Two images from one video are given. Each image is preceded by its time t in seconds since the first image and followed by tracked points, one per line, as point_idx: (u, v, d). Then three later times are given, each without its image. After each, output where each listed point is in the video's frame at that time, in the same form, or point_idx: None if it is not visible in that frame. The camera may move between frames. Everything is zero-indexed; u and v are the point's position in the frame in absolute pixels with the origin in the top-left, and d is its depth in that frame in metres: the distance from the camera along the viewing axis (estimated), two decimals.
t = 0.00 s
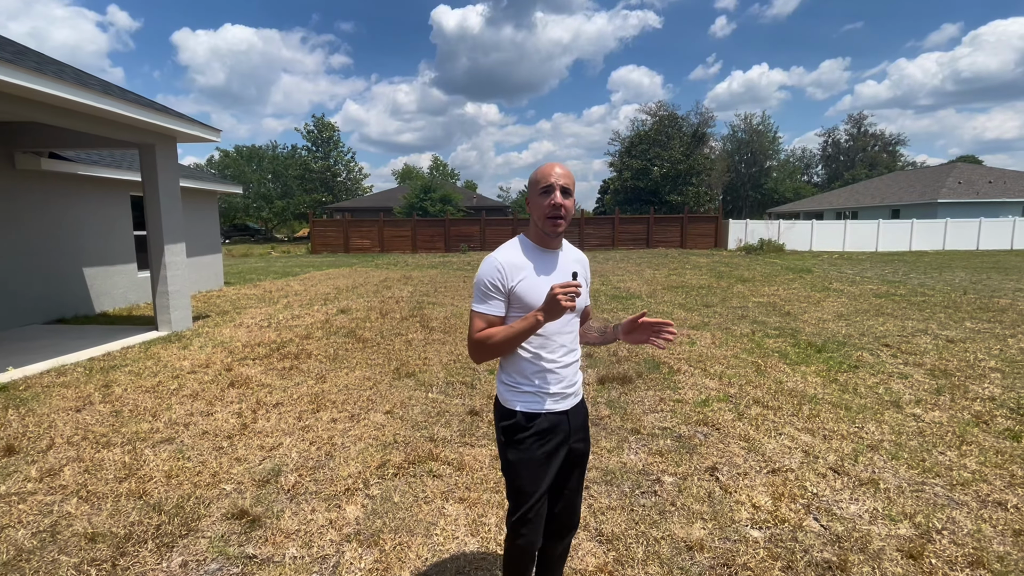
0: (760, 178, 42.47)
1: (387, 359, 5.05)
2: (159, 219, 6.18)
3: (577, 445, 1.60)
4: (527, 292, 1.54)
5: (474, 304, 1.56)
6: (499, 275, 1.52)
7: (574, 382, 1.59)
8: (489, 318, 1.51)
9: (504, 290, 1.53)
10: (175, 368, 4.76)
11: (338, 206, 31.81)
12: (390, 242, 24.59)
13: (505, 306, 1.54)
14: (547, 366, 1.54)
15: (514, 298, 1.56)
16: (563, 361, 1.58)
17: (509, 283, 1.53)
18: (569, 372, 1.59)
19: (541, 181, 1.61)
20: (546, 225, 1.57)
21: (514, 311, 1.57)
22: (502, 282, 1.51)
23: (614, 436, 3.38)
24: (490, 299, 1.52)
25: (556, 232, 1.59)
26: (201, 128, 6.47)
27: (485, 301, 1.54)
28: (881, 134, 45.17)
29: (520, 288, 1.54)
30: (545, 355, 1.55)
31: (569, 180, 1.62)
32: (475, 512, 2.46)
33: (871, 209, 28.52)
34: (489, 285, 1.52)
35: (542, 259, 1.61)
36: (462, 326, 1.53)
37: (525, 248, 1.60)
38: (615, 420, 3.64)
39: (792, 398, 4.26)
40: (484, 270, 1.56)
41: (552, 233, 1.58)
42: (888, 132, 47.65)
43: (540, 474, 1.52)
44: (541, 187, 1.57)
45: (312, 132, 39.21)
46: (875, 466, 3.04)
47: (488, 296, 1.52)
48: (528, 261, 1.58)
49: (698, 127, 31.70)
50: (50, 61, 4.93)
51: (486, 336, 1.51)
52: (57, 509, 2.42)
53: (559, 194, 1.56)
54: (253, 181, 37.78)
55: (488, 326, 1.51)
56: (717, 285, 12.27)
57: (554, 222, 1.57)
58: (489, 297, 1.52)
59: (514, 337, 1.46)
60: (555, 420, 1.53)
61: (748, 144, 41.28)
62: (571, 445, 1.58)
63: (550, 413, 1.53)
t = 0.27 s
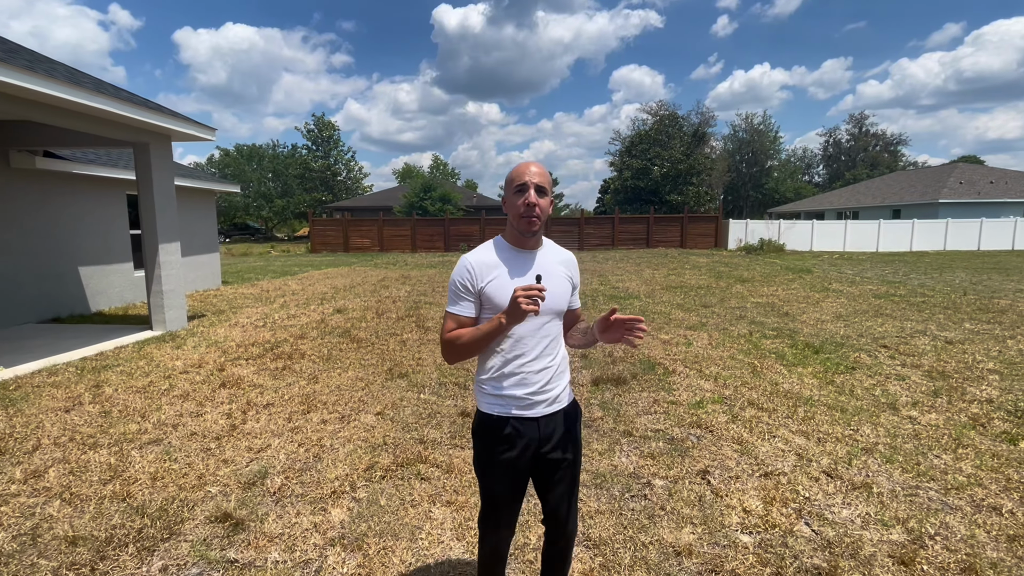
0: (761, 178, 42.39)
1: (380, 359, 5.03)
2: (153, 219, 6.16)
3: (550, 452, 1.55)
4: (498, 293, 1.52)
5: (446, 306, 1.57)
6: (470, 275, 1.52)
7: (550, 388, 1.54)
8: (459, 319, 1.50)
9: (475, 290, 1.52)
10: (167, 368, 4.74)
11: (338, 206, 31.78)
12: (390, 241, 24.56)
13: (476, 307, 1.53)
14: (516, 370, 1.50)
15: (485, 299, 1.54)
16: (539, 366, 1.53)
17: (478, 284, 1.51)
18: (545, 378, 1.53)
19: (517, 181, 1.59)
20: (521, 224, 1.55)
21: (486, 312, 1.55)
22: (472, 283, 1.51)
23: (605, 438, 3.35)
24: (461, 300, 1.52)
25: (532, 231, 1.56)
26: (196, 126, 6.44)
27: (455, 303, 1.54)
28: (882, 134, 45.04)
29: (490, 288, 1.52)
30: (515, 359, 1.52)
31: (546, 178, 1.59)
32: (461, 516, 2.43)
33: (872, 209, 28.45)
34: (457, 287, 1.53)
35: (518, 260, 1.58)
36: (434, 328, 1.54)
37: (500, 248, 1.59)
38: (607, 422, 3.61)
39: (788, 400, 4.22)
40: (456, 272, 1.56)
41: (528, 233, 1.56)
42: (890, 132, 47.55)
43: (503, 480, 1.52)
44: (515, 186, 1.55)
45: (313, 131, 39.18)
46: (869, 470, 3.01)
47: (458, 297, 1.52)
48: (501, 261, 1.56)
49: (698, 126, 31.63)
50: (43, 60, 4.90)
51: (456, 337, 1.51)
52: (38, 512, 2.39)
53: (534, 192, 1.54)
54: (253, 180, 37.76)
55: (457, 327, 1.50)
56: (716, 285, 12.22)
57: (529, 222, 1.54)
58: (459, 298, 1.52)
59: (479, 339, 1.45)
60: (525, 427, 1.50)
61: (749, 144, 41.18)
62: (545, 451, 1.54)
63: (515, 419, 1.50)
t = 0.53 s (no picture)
0: (763, 178, 42.28)
1: (377, 360, 5.01)
2: (152, 218, 6.15)
3: (537, 456, 1.54)
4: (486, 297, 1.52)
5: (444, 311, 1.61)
6: (457, 279, 1.54)
7: (540, 394, 1.51)
8: (449, 321, 1.54)
9: (463, 293, 1.54)
10: (164, 368, 4.73)
11: (339, 205, 31.80)
12: (391, 241, 24.55)
13: (468, 312, 1.55)
14: (503, 373, 1.50)
15: (475, 304, 1.54)
16: (528, 371, 1.50)
17: (467, 288, 1.53)
18: (535, 383, 1.51)
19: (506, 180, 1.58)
20: (507, 222, 1.52)
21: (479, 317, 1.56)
22: (461, 286, 1.53)
23: (601, 441, 3.32)
24: (454, 305, 1.55)
25: (519, 231, 1.52)
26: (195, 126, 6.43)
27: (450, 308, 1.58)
28: (886, 134, 44.88)
29: (478, 292, 1.52)
30: (504, 362, 1.51)
31: (535, 177, 1.55)
32: (454, 520, 2.41)
33: (875, 209, 28.34)
34: (449, 291, 1.56)
35: (507, 262, 1.55)
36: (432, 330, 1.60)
37: (489, 250, 1.57)
38: (604, 424, 3.58)
39: (787, 403, 4.19)
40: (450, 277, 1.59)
41: (514, 232, 1.52)
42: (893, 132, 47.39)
43: (491, 478, 1.52)
44: (502, 185, 1.54)
45: (314, 130, 39.21)
46: (868, 474, 2.98)
47: (450, 301, 1.56)
48: (489, 264, 1.54)
49: (700, 126, 31.56)
50: (41, 59, 4.90)
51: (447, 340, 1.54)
52: (28, 513, 2.37)
53: (520, 190, 1.52)
54: (255, 179, 37.80)
55: (447, 329, 1.54)
56: (717, 286, 12.18)
57: (515, 220, 1.51)
58: (450, 302, 1.55)
59: (463, 341, 1.48)
60: (512, 431, 1.49)
61: (751, 143, 41.07)
62: (534, 454, 1.53)
63: (499, 422, 1.49)
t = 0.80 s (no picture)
0: (766, 178, 42.13)
1: (377, 361, 5.00)
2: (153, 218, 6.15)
3: (531, 461, 1.51)
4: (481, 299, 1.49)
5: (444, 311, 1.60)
6: (454, 281, 1.53)
7: (534, 397, 1.49)
8: (446, 323, 1.52)
9: (460, 296, 1.52)
10: (163, 368, 4.72)
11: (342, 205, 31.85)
12: (393, 241, 24.56)
13: (464, 314, 1.53)
14: (497, 377, 1.48)
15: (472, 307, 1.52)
16: (523, 375, 1.48)
17: (464, 290, 1.51)
18: (530, 387, 1.48)
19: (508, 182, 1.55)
20: (506, 225, 1.50)
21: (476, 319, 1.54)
22: (458, 288, 1.51)
23: (601, 443, 3.30)
24: (451, 306, 1.54)
25: (518, 235, 1.50)
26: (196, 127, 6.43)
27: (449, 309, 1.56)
28: (890, 134, 44.68)
29: (474, 295, 1.50)
30: (499, 365, 1.49)
31: (537, 180, 1.53)
32: (450, 523, 2.39)
33: (879, 210, 28.19)
34: (448, 292, 1.55)
35: (505, 264, 1.53)
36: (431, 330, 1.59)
37: (488, 253, 1.55)
38: (604, 427, 3.56)
39: (789, 405, 4.15)
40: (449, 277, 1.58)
41: (513, 233, 1.49)
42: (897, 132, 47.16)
43: (485, 482, 1.50)
44: (503, 186, 1.51)
45: (317, 131, 39.29)
46: (870, 478, 2.94)
47: (448, 302, 1.54)
48: (487, 267, 1.52)
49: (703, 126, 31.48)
50: (42, 59, 4.91)
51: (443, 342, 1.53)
52: (23, 515, 2.37)
53: (520, 193, 1.49)
54: (258, 179, 37.85)
55: (444, 331, 1.53)
56: (720, 287, 12.13)
57: (513, 223, 1.49)
58: (448, 303, 1.54)
59: (456, 344, 1.46)
60: (506, 435, 1.47)
61: (755, 144, 40.93)
62: (528, 459, 1.51)
63: (493, 425, 1.47)
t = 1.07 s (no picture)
0: (771, 179, 41.96)
1: (378, 361, 4.99)
2: (156, 218, 6.16)
3: (530, 463, 1.50)
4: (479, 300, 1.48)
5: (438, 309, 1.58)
6: (452, 280, 1.51)
7: (532, 399, 1.47)
8: (443, 322, 1.50)
9: (457, 295, 1.51)
10: (165, 368, 4.72)
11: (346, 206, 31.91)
12: (396, 241, 24.58)
13: (461, 315, 1.51)
14: (496, 379, 1.46)
15: (469, 307, 1.51)
16: (521, 376, 1.46)
17: (461, 290, 1.49)
18: (528, 389, 1.46)
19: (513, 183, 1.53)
20: (509, 226, 1.47)
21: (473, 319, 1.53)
22: (456, 288, 1.50)
23: (602, 446, 3.27)
24: (447, 305, 1.51)
25: (520, 237, 1.48)
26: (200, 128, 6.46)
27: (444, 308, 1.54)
28: (896, 135, 44.43)
29: (472, 295, 1.48)
30: (497, 367, 1.47)
31: (543, 184, 1.52)
32: (449, 526, 2.37)
33: (884, 211, 28.02)
34: (443, 291, 1.52)
35: (504, 266, 1.51)
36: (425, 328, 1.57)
37: (488, 253, 1.53)
38: (605, 429, 3.53)
39: (792, 408, 4.11)
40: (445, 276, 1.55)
41: (515, 235, 1.47)
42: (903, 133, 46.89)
43: (483, 485, 1.48)
44: (509, 187, 1.49)
45: (321, 131, 39.39)
46: (874, 482, 2.91)
47: (444, 301, 1.52)
48: (486, 268, 1.50)
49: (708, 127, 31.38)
50: (47, 60, 4.93)
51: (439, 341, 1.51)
52: (22, 515, 2.37)
53: (526, 194, 1.47)
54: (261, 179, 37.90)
55: (441, 331, 1.51)
56: (723, 288, 12.07)
57: (517, 225, 1.47)
58: (444, 302, 1.52)
59: (453, 345, 1.45)
60: (504, 437, 1.45)
61: (759, 144, 40.79)
62: (526, 461, 1.49)
63: (492, 427, 1.45)
